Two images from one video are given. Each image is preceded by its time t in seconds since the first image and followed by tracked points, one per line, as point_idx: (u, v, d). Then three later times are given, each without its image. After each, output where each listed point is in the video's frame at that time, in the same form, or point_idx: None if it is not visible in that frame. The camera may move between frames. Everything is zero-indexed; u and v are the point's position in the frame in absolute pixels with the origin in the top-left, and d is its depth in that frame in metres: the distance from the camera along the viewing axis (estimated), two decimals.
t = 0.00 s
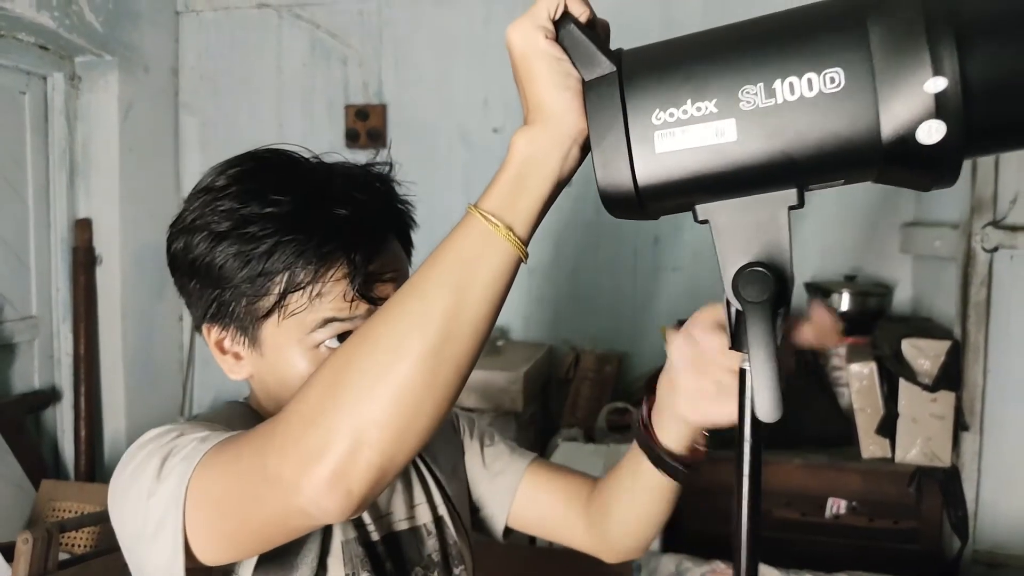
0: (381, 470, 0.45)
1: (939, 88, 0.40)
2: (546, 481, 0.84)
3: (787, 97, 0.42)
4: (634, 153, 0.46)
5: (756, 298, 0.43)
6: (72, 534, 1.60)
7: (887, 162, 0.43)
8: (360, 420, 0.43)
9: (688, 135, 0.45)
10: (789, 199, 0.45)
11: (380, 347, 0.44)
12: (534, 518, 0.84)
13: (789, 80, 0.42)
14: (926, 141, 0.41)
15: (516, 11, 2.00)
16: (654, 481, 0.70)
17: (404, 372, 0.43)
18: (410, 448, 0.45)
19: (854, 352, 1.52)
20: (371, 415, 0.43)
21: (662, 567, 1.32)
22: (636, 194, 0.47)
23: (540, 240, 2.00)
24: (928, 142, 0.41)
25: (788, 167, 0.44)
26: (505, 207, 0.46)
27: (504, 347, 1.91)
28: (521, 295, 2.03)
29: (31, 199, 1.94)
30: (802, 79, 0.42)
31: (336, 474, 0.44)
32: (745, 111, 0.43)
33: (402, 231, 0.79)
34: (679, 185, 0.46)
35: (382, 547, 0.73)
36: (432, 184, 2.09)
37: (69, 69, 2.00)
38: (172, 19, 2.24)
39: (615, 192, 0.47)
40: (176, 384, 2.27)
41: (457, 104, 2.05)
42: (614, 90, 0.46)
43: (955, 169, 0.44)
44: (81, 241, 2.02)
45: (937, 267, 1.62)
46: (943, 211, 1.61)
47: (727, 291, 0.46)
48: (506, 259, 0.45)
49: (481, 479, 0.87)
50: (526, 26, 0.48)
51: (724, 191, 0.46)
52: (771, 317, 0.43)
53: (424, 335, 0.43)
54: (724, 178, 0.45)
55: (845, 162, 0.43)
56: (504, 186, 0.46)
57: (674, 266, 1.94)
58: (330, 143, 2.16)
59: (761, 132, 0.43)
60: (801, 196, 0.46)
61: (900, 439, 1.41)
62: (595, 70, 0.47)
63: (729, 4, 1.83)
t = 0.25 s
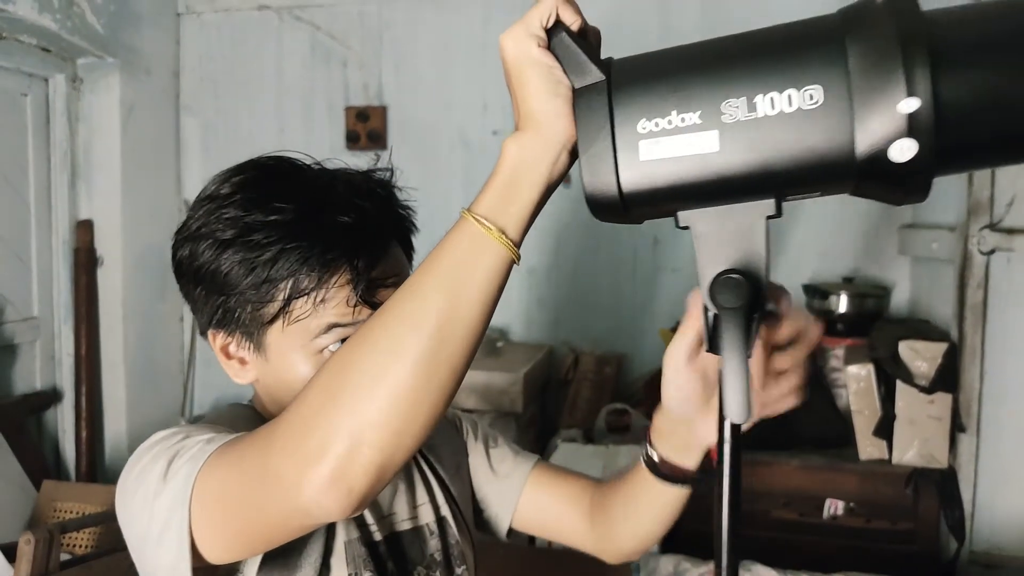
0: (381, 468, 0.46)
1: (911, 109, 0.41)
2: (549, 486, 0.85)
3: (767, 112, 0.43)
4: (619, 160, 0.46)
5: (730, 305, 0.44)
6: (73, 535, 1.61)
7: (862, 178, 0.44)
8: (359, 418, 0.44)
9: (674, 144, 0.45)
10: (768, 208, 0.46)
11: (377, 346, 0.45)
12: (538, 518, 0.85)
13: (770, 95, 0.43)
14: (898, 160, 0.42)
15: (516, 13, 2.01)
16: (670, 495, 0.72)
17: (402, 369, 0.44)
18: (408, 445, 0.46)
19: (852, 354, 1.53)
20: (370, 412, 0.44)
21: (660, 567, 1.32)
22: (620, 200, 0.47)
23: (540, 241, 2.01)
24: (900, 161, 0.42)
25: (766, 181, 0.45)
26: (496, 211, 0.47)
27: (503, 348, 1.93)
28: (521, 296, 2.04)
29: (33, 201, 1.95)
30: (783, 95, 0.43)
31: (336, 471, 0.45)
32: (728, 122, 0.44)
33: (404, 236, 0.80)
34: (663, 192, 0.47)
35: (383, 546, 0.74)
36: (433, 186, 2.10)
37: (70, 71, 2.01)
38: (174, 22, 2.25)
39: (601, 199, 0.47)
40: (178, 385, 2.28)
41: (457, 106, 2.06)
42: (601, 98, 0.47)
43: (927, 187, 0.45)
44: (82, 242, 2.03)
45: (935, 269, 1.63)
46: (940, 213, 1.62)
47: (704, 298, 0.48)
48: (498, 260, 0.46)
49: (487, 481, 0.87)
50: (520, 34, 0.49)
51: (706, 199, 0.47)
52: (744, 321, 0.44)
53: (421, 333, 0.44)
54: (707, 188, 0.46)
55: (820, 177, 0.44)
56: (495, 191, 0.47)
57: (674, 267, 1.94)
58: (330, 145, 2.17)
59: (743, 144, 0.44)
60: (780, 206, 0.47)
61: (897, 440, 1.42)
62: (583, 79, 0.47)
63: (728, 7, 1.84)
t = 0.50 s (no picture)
0: (379, 496, 0.47)
1: (888, 133, 0.42)
2: (544, 490, 0.86)
3: (750, 144, 0.45)
4: (611, 198, 0.48)
5: (732, 334, 0.46)
6: (74, 534, 1.63)
7: (848, 200, 0.45)
8: (360, 448, 0.46)
9: (661, 184, 0.47)
10: (759, 237, 0.48)
11: (379, 377, 0.46)
12: (532, 522, 0.86)
13: (750, 128, 0.45)
14: (880, 182, 0.43)
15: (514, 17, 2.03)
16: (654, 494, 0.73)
17: (402, 401, 0.45)
18: (406, 474, 0.47)
19: (845, 356, 1.55)
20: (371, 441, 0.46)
21: (656, 566, 1.34)
22: (615, 238, 0.48)
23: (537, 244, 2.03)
24: (882, 183, 0.43)
25: (753, 211, 0.46)
26: (491, 253, 0.48)
27: (501, 350, 1.95)
28: (519, 298, 2.06)
29: (35, 204, 1.97)
30: (762, 126, 0.44)
31: (337, 499, 0.47)
32: (713, 158, 0.46)
33: (412, 248, 0.82)
34: (655, 229, 0.48)
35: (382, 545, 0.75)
36: (431, 188, 2.11)
37: (72, 74, 2.02)
38: (175, 25, 2.26)
39: (594, 236, 0.49)
40: (178, 385, 2.29)
41: (455, 109, 2.07)
42: (590, 142, 0.48)
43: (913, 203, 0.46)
44: (83, 244, 2.05)
45: (928, 271, 1.64)
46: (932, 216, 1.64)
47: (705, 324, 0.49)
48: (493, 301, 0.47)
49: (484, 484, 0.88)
50: (506, 86, 0.50)
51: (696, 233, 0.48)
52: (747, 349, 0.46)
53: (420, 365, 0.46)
54: (696, 223, 0.47)
55: (805, 203, 0.45)
56: (490, 233, 0.49)
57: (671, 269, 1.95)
58: (330, 147, 2.19)
59: (728, 177, 0.46)
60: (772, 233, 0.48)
61: (890, 441, 1.44)
62: (571, 123, 0.49)
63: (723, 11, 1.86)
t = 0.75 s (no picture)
0: (373, 499, 0.49)
1: (855, 154, 0.44)
2: (543, 497, 0.88)
3: (726, 160, 0.47)
4: (591, 209, 0.50)
5: (704, 340, 0.51)
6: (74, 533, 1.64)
7: (817, 215, 0.47)
8: (352, 455, 0.47)
9: (640, 195, 0.49)
10: (731, 245, 0.51)
11: (372, 386, 0.47)
12: (532, 528, 0.87)
13: (726, 145, 0.47)
14: (848, 199, 0.45)
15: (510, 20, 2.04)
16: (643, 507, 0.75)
17: (394, 410, 0.47)
18: (400, 477, 0.49)
19: (838, 356, 1.57)
20: (365, 449, 0.47)
21: (649, 563, 1.35)
22: (595, 246, 0.51)
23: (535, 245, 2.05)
24: (849, 200, 0.45)
25: (727, 223, 0.49)
26: (478, 262, 0.49)
27: (498, 350, 1.96)
28: (516, 298, 2.08)
29: (36, 206, 1.98)
30: (738, 145, 0.47)
31: (334, 504, 0.48)
32: (689, 172, 0.48)
33: (411, 252, 0.83)
34: (633, 237, 0.50)
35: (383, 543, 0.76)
36: (429, 190, 2.13)
37: (72, 77, 2.04)
38: (174, 28, 2.28)
39: (575, 244, 0.51)
40: (177, 385, 2.31)
41: (453, 111, 2.09)
42: (573, 154, 0.50)
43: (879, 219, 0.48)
44: (83, 246, 2.06)
45: (920, 273, 1.66)
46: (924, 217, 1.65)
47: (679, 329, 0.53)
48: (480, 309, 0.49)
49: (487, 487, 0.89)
50: (491, 97, 0.51)
51: (673, 239, 0.50)
52: (719, 354, 0.51)
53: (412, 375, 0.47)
54: (674, 230, 0.50)
55: (774, 216, 0.48)
56: (477, 241, 0.50)
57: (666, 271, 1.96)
58: (328, 149, 2.20)
59: (704, 192, 0.48)
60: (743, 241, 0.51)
61: (881, 440, 1.46)
62: (554, 136, 0.50)
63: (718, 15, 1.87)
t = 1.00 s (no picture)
0: (355, 494, 0.50)
1: (817, 162, 0.46)
2: (544, 503, 0.89)
3: (694, 166, 0.49)
4: (566, 213, 0.52)
5: (672, 341, 0.50)
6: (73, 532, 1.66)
7: (783, 220, 0.49)
8: (333, 454, 0.49)
9: (613, 199, 0.51)
10: (703, 249, 0.51)
11: (354, 384, 0.49)
12: (533, 530, 0.89)
13: (695, 152, 0.48)
14: (810, 205, 0.47)
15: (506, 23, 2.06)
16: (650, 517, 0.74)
17: (375, 407, 0.48)
18: (381, 473, 0.50)
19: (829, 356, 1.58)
20: (347, 445, 0.49)
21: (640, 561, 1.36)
22: (570, 249, 0.52)
23: (530, 246, 2.06)
24: (812, 206, 0.47)
25: (697, 228, 0.50)
26: (458, 262, 0.52)
27: (494, 350, 1.98)
28: (512, 299, 2.10)
29: (35, 207, 1.99)
30: (707, 151, 0.48)
31: (317, 499, 0.50)
32: (659, 177, 0.49)
33: (411, 252, 0.84)
34: (607, 240, 0.52)
35: (383, 538, 0.78)
36: (425, 191, 2.14)
37: (71, 80, 2.05)
38: (172, 31, 2.29)
39: (551, 246, 0.53)
40: (176, 386, 2.33)
41: (449, 113, 2.11)
42: (549, 159, 0.52)
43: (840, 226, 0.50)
44: (83, 247, 2.08)
45: (910, 273, 1.68)
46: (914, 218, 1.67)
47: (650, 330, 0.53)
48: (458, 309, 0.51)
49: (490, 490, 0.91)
50: (473, 103, 0.54)
51: (645, 243, 0.52)
52: (684, 355, 0.50)
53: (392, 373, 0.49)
54: (646, 235, 0.51)
55: (741, 223, 0.49)
56: (457, 242, 0.52)
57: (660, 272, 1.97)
58: (325, 151, 2.22)
59: (674, 196, 0.49)
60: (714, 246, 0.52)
61: (870, 439, 1.48)
62: (531, 142, 0.52)
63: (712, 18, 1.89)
